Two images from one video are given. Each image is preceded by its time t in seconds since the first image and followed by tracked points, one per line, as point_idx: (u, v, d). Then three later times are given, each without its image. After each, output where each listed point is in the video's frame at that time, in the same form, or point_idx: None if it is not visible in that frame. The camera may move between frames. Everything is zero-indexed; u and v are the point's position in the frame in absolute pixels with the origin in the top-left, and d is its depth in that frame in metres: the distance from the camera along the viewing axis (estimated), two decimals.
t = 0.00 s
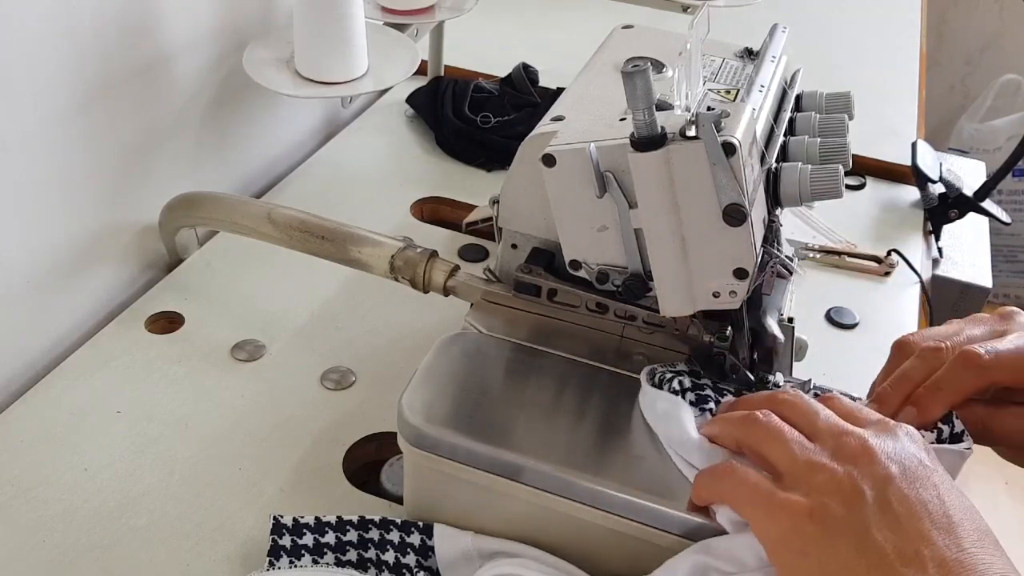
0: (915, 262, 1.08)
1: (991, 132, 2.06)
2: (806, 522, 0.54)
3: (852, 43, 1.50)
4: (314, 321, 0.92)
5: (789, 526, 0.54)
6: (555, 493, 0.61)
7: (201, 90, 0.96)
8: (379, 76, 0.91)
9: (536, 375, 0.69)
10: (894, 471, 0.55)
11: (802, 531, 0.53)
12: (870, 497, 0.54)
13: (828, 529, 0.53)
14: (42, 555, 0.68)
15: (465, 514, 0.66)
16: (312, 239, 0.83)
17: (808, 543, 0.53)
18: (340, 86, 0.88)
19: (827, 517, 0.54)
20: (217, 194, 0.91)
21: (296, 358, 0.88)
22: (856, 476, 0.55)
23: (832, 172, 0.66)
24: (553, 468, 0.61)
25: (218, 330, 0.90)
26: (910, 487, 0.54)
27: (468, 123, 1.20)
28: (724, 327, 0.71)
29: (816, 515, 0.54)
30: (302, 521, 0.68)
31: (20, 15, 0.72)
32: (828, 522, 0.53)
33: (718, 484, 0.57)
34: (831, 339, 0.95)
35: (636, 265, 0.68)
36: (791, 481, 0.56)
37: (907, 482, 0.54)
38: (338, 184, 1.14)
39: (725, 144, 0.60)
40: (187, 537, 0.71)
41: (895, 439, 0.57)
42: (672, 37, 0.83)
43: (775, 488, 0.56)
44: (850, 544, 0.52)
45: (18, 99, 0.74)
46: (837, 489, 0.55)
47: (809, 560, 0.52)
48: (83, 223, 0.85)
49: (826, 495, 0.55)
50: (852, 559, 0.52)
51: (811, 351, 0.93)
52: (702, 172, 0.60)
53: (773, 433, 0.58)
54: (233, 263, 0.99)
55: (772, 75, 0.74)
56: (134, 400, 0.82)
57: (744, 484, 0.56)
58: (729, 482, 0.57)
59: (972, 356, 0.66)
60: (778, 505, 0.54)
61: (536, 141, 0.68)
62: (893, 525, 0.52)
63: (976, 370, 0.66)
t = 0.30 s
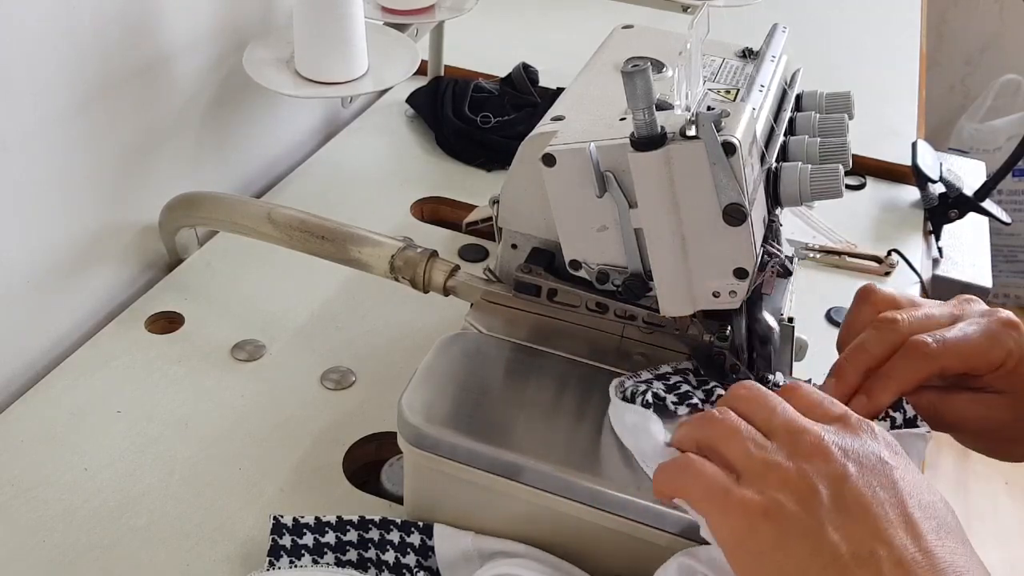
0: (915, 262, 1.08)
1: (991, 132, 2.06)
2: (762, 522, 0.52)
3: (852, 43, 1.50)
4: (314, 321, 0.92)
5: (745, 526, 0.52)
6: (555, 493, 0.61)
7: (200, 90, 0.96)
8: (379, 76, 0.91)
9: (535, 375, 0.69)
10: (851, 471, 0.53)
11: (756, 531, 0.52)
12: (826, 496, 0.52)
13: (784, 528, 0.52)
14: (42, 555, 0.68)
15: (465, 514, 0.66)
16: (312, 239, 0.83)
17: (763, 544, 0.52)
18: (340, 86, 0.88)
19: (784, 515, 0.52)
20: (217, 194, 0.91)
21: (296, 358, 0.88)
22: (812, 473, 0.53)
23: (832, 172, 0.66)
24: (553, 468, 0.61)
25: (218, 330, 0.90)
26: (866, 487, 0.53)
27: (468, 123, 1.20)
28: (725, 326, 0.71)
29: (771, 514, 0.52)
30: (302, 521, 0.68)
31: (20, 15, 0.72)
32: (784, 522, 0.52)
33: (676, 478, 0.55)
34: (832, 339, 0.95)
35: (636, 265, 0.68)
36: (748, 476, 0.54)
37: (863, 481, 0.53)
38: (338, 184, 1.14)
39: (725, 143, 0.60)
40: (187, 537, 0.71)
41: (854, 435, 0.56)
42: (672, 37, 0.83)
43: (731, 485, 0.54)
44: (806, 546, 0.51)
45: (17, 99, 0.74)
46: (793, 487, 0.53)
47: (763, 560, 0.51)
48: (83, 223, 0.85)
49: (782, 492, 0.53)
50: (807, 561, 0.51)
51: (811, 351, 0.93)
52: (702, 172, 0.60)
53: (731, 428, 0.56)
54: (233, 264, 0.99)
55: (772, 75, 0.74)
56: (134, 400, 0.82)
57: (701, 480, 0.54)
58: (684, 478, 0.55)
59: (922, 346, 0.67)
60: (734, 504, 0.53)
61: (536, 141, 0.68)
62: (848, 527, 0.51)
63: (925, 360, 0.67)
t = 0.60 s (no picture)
0: (915, 262, 1.08)
1: (991, 132, 2.06)
2: (758, 483, 0.49)
3: (851, 43, 1.50)
4: (314, 321, 0.92)
5: (743, 490, 0.49)
6: (554, 493, 0.61)
7: (200, 90, 0.96)
8: (379, 76, 0.91)
9: (536, 375, 0.69)
10: (851, 429, 0.51)
11: (754, 494, 0.49)
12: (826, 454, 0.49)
13: (783, 489, 0.48)
14: (42, 555, 0.68)
15: (465, 514, 0.66)
16: (312, 239, 0.83)
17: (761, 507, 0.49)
18: (340, 86, 0.88)
19: (781, 475, 0.49)
20: (217, 194, 0.91)
21: (296, 358, 0.88)
22: (810, 432, 0.50)
23: (832, 172, 0.66)
24: (553, 468, 0.61)
25: (218, 330, 0.90)
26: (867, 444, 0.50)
27: (468, 123, 1.20)
28: (725, 326, 0.70)
29: (769, 473, 0.49)
30: (302, 521, 0.68)
31: (20, 15, 0.72)
32: (781, 481, 0.49)
33: (667, 446, 0.52)
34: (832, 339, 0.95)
35: (636, 265, 0.68)
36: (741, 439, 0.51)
37: (862, 442, 0.50)
38: (338, 184, 1.14)
39: (725, 144, 0.60)
40: (187, 537, 0.71)
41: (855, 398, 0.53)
42: (672, 37, 0.83)
43: (725, 447, 0.51)
44: (808, 508, 0.48)
45: (17, 99, 0.74)
46: (790, 445, 0.50)
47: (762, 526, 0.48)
48: (82, 223, 0.85)
49: (779, 451, 0.50)
50: (807, 520, 0.47)
51: (811, 350, 0.93)
52: (702, 172, 0.60)
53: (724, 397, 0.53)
54: (233, 264, 0.99)
55: (772, 75, 0.74)
56: (134, 400, 0.82)
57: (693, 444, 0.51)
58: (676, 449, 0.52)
59: (903, 346, 0.66)
60: (726, 466, 0.50)
61: (536, 140, 0.68)
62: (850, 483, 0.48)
63: (902, 356, 0.66)
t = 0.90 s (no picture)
0: (915, 262, 1.08)
1: (991, 131, 2.06)
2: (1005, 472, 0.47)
3: (851, 43, 1.50)
4: (314, 321, 0.92)
5: None
6: (554, 493, 0.61)
7: (200, 90, 0.96)
8: (379, 76, 0.91)
9: (537, 375, 0.69)
10: None
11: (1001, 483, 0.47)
12: None
13: None
14: (42, 554, 0.68)
15: (465, 514, 0.66)
16: (312, 239, 0.83)
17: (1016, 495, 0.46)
18: (340, 86, 0.88)
19: None
20: (217, 194, 0.91)
21: (296, 358, 0.88)
22: None
23: (832, 172, 0.66)
24: (554, 468, 0.61)
25: (218, 330, 0.90)
26: None
27: (467, 123, 1.20)
28: (725, 327, 0.71)
29: None
30: (302, 521, 0.68)
31: (20, 15, 0.72)
32: None
33: (941, 477, 0.50)
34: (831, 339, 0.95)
35: (636, 265, 0.68)
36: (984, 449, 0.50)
37: None
38: (338, 184, 1.14)
39: (725, 144, 0.60)
40: (187, 537, 0.71)
41: None
42: (672, 37, 0.83)
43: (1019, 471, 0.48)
44: None
45: (17, 99, 0.74)
46: None
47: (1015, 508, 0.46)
48: (83, 223, 0.85)
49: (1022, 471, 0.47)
50: None
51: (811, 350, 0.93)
52: (702, 172, 0.60)
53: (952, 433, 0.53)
54: (233, 264, 0.99)
55: (772, 75, 0.74)
56: (134, 400, 0.82)
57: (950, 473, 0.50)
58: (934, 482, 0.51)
59: (905, 351, 0.65)
60: (982, 463, 0.48)
61: (536, 140, 0.68)
62: None
63: (898, 363, 0.66)
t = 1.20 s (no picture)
0: (915, 262, 1.08)
1: (991, 132, 2.06)
2: None
3: (851, 43, 1.50)
4: (314, 321, 0.92)
5: None
6: (554, 493, 0.61)
7: (201, 90, 0.96)
8: (379, 76, 0.91)
9: (537, 375, 0.69)
10: None
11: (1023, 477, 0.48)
12: None
13: None
14: (42, 555, 0.68)
15: (465, 514, 0.66)
16: (313, 239, 0.83)
17: None
18: (340, 86, 0.88)
19: None
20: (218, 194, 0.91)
21: (296, 358, 0.88)
22: None
23: (832, 172, 0.66)
24: (554, 468, 0.61)
25: (218, 330, 0.90)
26: None
27: (467, 123, 1.20)
28: (725, 327, 0.71)
29: None
30: (302, 521, 0.68)
31: (20, 16, 0.72)
32: None
33: (966, 477, 0.51)
34: (831, 339, 0.95)
35: (636, 265, 0.68)
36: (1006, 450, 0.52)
37: None
38: (338, 185, 1.14)
39: (725, 144, 0.60)
40: (187, 537, 0.71)
41: None
42: (672, 37, 0.83)
43: None
44: None
45: (17, 99, 0.74)
46: None
47: None
48: (83, 223, 0.85)
49: None
50: None
51: (810, 350, 0.93)
52: (702, 172, 0.60)
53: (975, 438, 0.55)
54: (234, 264, 0.99)
55: (772, 75, 0.74)
56: (134, 400, 0.82)
57: (976, 473, 0.51)
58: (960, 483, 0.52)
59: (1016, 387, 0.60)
60: (1005, 462, 0.49)
61: (536, 140, 0.68)
62: None
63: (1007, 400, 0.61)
